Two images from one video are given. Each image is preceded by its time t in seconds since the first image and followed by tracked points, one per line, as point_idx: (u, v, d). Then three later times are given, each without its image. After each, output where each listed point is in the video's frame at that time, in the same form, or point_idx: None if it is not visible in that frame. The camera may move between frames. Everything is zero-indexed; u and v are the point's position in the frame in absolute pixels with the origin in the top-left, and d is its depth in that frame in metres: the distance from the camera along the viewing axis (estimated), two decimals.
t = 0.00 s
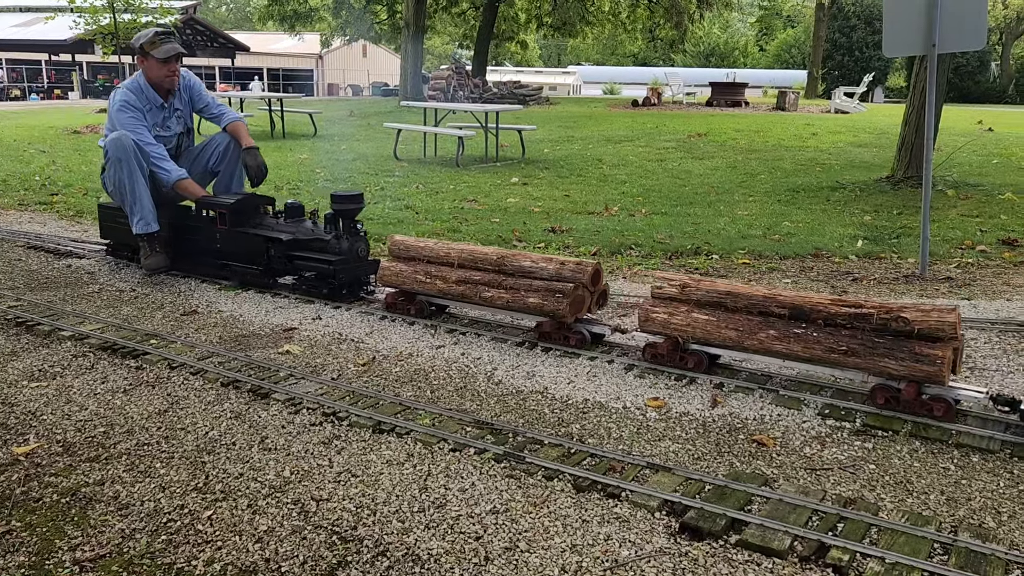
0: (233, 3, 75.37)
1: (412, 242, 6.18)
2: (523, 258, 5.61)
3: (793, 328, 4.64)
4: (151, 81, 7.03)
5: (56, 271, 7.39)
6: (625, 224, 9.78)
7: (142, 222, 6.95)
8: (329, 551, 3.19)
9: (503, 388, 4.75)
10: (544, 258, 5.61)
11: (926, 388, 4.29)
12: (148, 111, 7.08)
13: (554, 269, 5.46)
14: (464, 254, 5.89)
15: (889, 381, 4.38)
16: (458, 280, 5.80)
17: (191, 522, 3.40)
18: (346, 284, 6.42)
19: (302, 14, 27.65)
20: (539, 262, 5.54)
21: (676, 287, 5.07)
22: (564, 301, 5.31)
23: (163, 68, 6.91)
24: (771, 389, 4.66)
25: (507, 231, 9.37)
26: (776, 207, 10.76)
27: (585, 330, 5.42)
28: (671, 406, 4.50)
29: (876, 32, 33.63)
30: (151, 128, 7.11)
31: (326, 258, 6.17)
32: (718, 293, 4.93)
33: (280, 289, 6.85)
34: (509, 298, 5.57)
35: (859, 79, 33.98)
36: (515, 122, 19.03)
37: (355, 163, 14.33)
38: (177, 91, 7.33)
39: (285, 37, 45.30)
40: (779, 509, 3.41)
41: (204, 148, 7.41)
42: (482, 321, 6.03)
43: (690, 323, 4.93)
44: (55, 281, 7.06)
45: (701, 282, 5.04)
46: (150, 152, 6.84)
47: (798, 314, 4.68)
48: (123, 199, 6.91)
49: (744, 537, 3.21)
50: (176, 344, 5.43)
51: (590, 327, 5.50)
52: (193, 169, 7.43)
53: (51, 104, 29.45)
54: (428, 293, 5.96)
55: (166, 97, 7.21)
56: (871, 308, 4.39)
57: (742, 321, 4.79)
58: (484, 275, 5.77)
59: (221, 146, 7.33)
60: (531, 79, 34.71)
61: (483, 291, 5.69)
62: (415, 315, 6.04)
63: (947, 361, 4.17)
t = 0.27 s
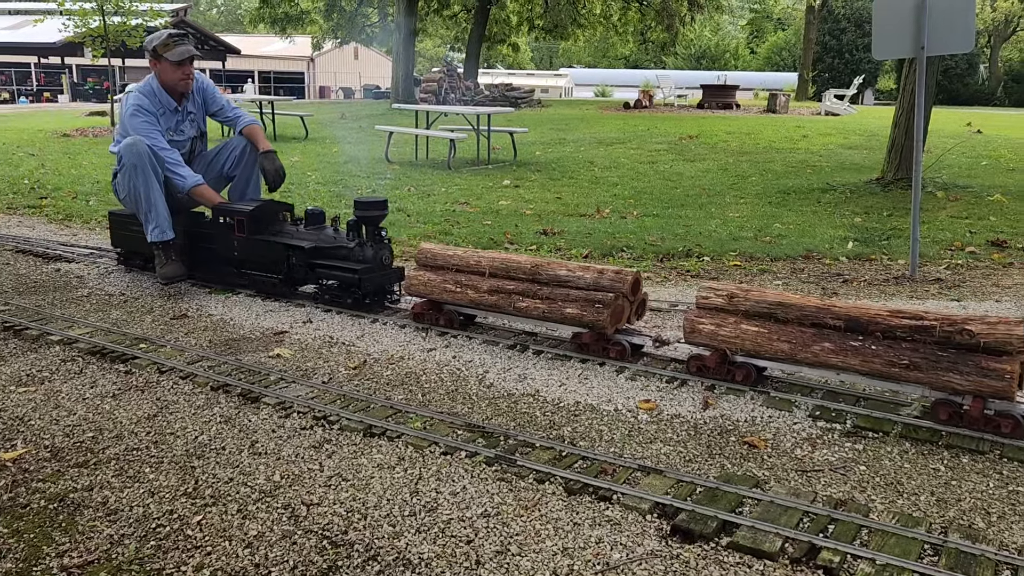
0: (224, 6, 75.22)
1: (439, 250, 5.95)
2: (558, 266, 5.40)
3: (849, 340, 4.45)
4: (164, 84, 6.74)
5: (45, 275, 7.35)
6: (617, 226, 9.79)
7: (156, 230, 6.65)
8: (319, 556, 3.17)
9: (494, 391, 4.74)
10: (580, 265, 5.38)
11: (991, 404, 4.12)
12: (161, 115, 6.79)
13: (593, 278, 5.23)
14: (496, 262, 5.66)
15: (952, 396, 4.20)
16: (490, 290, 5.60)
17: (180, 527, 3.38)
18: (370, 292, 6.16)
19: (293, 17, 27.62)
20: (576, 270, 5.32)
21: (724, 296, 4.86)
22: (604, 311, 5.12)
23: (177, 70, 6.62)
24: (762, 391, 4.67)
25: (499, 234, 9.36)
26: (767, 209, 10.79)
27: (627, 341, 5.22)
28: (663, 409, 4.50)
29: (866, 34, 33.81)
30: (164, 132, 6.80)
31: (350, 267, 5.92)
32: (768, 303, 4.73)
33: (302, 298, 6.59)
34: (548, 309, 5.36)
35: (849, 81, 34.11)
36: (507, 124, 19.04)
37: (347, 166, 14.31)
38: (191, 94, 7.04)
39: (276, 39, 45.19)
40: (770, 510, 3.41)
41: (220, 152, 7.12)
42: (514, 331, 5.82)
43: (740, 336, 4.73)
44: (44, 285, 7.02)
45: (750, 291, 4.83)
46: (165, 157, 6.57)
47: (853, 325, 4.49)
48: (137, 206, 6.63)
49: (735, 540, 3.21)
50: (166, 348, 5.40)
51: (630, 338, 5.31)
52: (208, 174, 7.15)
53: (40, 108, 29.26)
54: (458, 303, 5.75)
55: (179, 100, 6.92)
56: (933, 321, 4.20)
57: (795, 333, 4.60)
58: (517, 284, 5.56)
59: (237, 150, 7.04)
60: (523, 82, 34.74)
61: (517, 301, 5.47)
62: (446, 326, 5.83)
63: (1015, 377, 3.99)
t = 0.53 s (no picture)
0: (213, 8, 74.95)
1: (467, 258, 5.77)
2: (595, 275, 5.23)
3: (907, 352, 4.28)
4: (178, 88, 6.57)
5: (31, 280, 7.29)
6: (607, 228, 9.80)
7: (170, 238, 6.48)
8: (307, 561, 3.16)
9: (484, 394, 4.73)
10: (617, 274, 5.23)
11: None
12: (176, 119, 6.64)
13: (632, 287, 5.07)
14: (530, 271, 5.48)
15: (1018, 411, 4.04)
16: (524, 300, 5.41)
17: (168, 533, 3.36)
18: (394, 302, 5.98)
19: (283, 19, 27.58)
20: (613, 279, 5.16)
21: (772, 306, 4.68)
22: (645, 321, 4.95)
23: (191, 74, 6.45)
24: (751, 393, 4.67)
25: (489, 236, 9.36)
26: (756, 211, 10.83)
27: (668, 352, 5.05)
28: (652, 410, 4.50)
29: (854, 36, 33.99)
30: (178, 137, 6.66)
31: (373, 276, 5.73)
32: (819, 314, 4.55)
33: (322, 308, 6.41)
34: (585, 320, 5.17)
35: (837, 83, 34.28)
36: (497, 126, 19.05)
37: (337, 168, 14.28)
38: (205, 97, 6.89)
39: (265, 41, 45.07)
40: (758, 512, 3.42)
41: (234, 157, 6.99)
42: (547, 342, 5.65)
43: (791, 348, 4.55)
44: (30, 289, 6.97)
45: (799, 301, 4.64)
46: (180, 163, 6.41)
47: (910, 337, 4.32)
48: (152, 213, 6.47)
49: (724, 541, 3.22)
50: (154, 352, 5.37)
51: (670, 348, 5.15)
52: (222, 179, 7.02)
53: (27, 110, 29.08)
54: (488, 313, 5.58)
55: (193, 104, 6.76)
56: (998, 333, 4.05)
57: (849, 345, 4.42)
58: (551, 293, 5.38)
59: (252, 156, 6.91)
60: (512, 84, 34.78)
61: (553, 311, 5.30)
62: (476, 337, 5.66)
63: None
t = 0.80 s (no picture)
0: (200, 10, 74.63)
1: (498, 265, 5.61)
2: (633, 283, 5.10)
3: (968, 363, 4.13)
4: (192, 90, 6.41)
5: (16, 283, 7.24)
6: (595, 229, 9.81)
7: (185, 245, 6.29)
8: (295, 565, 3.15)
9: (471, 396, 4.72)
10: (656, 282, 5.08)
11: None
12: (189, 122, 6.47)
13: (673, 295, 4.93)
14: (565, 279, 5.33)
15: None
16: (558, 308, 5.25)
17: (154, 538, 3.34)
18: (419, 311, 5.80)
19: (269, 20, 27.51)
20: (653, 287, 5.02)
21: (824, 315, 4.53)
22: (688, 331, 4.79)
23: (205, 75, 6.29)
24: (738, 392, 4.69)
25: (477, 237, 9.35)
26: (743, 211, 10.87)
27: (712, 363, 4.87)
28: (640, 411, 4.51)
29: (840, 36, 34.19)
30: (191, 141, 6.49)
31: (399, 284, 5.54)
32: (874, 323, 4.39)
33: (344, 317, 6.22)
34: (624, 329, 5.01)
35: (823, 83, 34.46)
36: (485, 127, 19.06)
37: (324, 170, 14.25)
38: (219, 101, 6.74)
39: (252, 42, 44.92)
40: (745, 512, 3.43)
41: (249, 162, 6.81)
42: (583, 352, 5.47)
43: (844, 358, 4.38)
44: (15, 293, 6.92)
45: (852, 310, 4.49)
46: (195, 167, 6.23)
47: (971, 347, 4.18)
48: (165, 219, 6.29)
49: (711, 541, 3.23)
50: (140, 356, 5.34)
51: (713, 359, 4.99)
52: (237, 184, 6.84)
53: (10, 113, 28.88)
54: (520, 321, 5.42)
55: (207, 107, 6.60)
56: None
57: (907, 355, 4.26)
58: (588, 301, 5.22)
59: (268, 160, 6.73)
60: (500, 85, 34.79)
61: (589, 319, 5.14)
62: (509, 346, 5.48)
63: None
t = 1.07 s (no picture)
0: (183, 10, 74.16)
1: (528, 270, 5.42)
2: (672, 289, 4.90)
3: None
4: (205, 91, 6.23)
5: None
6: (580, 228, 9.83)
7: (198, 249, 6.06)
8: (280, 567, 3.14)
9: (457, 396, 4.72)
10: (696, 287, 4.91)
11: None
12: (201, 124, 6.29)
13: (715, 302, 4.75)
14: (599, 285, 5.12)
15: None
16: (595, 315, 5.06)
17: (138, 542, 3.32)
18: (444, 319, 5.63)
19: (253, 20, 27.39)
20: (693, 294, 4.84)
21: (875, 322, 4.37)
22: (733, 339, 4.63)
23: (218, 76, 6.12)
24: (722, 391, 4.71)
25: (463, 237, 9.34)
26: (728, 210, 10.92)
27: (755, 372, 4.72)
28: (625, 410, 4.52)
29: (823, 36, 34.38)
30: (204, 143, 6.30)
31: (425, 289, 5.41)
32: (928, 331, 4.23)
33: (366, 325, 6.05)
34: (665, 337, 4.83)
35: (807, 82, 34.66)
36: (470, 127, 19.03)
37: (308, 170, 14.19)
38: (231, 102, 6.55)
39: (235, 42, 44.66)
40: (730, 510, 3.45)
41: (263, 164, 6.61)
42: (614, 358, 5.34)
43: (899, 366, 4.23)
44: None
45: (905, 317, 4.34)
46: (209, 169, 6.03)
47: None
48: (178, 223, 6.08)
49: (697, 539, 3.24)
50: (123, 358, 5.30)
51: (757, 367, 4.81)
52: (251, 187, 6.64)
53: None
54: (553, 329, 5.23)
55: (220, 108, 6.42)
56: None
57: (964, 364, 4.11)
58: (625, 308, 5.03)
59: (282, 162, 6.53)
60: (485, 85, 34.78)
61: (627, 327, 4.95)
62: (540, 353, 5.32)
63: None
